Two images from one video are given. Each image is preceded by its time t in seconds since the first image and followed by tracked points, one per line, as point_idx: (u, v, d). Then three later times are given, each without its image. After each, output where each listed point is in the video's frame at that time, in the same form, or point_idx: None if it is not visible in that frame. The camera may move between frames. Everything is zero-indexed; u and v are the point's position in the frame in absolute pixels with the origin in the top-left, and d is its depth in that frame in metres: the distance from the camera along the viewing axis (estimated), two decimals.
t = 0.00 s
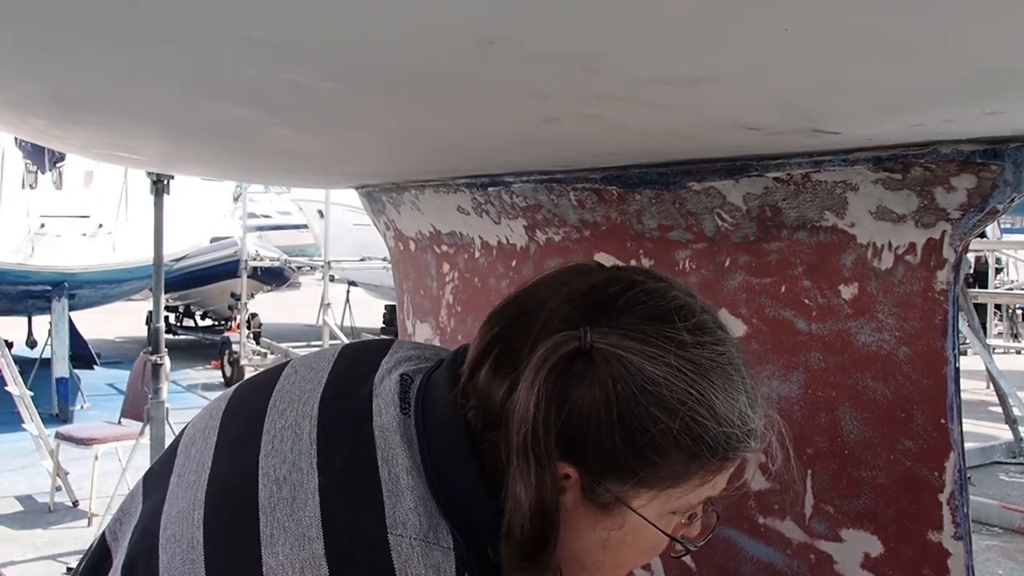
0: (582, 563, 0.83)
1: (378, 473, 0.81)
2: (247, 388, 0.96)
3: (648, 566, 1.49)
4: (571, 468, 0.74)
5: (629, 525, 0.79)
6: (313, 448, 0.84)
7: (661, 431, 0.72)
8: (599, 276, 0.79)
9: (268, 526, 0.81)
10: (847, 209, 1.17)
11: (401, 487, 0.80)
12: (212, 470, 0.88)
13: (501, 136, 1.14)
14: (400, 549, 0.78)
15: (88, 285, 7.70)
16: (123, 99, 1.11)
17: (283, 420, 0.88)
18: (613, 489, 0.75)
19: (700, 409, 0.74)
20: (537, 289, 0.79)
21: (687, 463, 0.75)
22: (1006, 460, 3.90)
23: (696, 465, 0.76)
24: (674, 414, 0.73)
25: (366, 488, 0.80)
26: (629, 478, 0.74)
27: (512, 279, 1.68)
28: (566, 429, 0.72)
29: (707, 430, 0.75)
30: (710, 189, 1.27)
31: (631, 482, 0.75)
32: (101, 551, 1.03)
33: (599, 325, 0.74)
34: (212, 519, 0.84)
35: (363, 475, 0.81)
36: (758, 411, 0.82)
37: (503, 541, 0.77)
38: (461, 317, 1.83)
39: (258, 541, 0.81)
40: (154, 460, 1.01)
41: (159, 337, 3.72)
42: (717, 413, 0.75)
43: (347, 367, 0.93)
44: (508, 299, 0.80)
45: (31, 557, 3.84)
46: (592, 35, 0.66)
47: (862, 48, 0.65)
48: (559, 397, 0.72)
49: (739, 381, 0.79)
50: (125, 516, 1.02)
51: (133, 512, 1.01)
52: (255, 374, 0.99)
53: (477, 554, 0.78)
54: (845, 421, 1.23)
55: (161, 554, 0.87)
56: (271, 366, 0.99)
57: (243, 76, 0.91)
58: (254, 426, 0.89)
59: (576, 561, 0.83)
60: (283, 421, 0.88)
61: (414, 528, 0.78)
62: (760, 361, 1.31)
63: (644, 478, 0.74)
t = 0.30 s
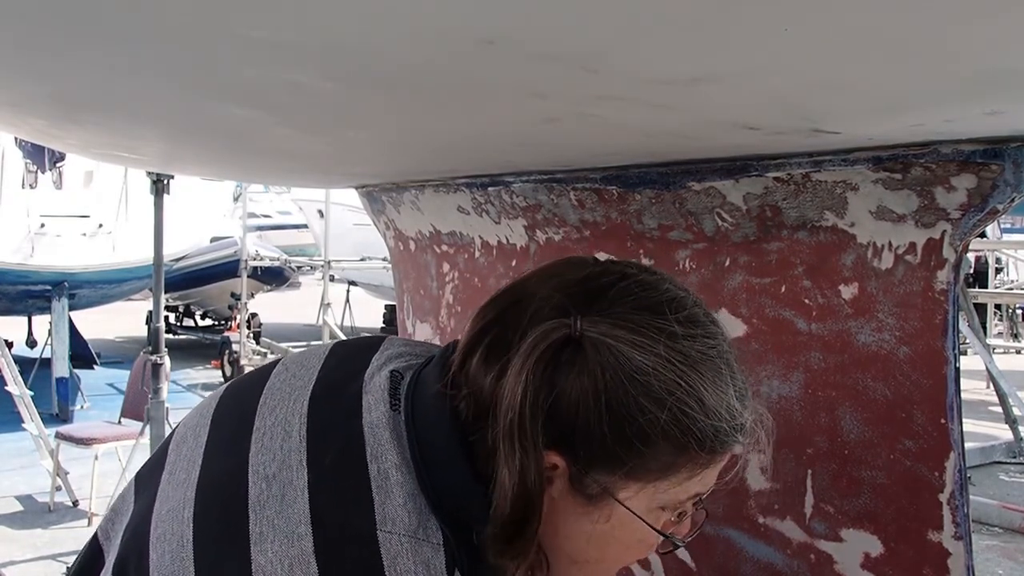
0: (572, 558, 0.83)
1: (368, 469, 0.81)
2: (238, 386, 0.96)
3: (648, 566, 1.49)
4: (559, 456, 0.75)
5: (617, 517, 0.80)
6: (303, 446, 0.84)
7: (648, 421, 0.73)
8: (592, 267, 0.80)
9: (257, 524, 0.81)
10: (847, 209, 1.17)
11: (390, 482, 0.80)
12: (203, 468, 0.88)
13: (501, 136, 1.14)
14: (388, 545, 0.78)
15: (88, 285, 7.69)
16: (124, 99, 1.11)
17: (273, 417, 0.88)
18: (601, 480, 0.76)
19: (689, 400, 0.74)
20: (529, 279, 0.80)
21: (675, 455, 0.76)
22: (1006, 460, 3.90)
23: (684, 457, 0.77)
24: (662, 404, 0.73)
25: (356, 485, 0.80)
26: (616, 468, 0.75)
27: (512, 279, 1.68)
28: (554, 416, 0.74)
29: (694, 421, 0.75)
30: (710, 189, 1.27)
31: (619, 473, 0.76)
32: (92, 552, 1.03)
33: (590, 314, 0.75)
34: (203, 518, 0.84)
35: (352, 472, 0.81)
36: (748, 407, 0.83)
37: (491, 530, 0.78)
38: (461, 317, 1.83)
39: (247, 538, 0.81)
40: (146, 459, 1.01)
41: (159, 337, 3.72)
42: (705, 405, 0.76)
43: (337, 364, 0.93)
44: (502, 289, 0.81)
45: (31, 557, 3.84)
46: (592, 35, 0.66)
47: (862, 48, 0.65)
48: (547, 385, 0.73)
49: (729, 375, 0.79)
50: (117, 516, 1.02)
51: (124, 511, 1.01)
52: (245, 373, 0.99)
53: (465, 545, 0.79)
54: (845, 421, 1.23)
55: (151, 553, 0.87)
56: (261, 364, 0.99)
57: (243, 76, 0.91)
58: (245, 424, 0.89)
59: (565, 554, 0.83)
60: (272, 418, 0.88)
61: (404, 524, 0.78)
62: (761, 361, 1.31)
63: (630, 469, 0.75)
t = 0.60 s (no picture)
0: (529, 507, 0.88)
1: (311, 437, 0.81)
2: (197, 374, 0.97)
3: (648, 565, 1.49)
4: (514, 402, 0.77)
5: (574, 467, 0.84)
6: (248, 420, 0.84)
7: (600, 360, 0.75)
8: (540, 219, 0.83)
9: (198, 496, 0.82)
10: (847, 209, 1.17)
11: (332, 450, 0.80)
12: (156, 450, 0.89)
13: (501, 136, 1.14)
14: (327, 510, 0.78)
15: (88, 285, 7.68)
16: (124, 99, 1.11)
17: (223, 397, 0.89)
18: (556, 426, 0.78)
19: (640, 336, 0.77)
20: (480, 233, 0.84)
21: (629, 396, 0.78)
22: (1006, 460, 3.90)
23: (639, 398, 0.79)
24: (614, 340, 0.75)
25: (296, 454, 0.80)
26: (570, 411, 0.77)
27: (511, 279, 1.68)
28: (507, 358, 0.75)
29: (647, 357, 0.77)
30: (710, 189, 1.27)
31: (573, 418, 0.78)
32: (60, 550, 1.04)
33: (537, 258, 0.78)
34: (153, 497, 0.85)
35: (294, 443, 0.81)
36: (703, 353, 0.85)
37: (444, 480, 0.79)
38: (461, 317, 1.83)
39: (188, 510, 0.82)
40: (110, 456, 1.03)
41: (159, 337, 3.73)
42: (658, 342, 0.78)
43: (295, 343, 0.93)
44: (454, 245, 0.85)
45: (31, 557, 3.84)
46: (593, 35, 0.66)
47: (862, 48, 0.65)
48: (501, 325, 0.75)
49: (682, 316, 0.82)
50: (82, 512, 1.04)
51: (87, 506, 1.02)
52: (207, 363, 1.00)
53: (413, 509, 0.78)
54: (845, 421, 1.23)
55: (106, 534, 0.89)
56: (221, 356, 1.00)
57: (243, 76, 0.91)
58: (195, 411, 0.90)
59: (524, 505, 0.88)
60: (223, 398, 0.89)
61: (344, 490, 0.78)
62: (761, 361, 1.31)
63: (584, 411, 0.77)
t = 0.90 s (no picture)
0: (432, 446, 0.82)
1: (202, 396, 0.77)
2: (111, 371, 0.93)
3: (649, 565, 1.49)
4: (381, 314, 0.74)
5: (459, 383, 0.78)
6: (145, 388, 0.80)
7: (460, 255, 0.71)
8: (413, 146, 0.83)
9: (86, 463, 0.76)
10: (847, 209, 1.19)
11: (222, 407, 0.76)
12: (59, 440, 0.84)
13: (500, 136, 1.14)
14: (208, 465, 0.73)
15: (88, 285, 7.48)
16: (124, 99, 1.11)
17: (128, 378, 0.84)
18: (428, 335, 0.75)
19: (502, 228, 0.73)
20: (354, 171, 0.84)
21: (503, 295, 0.74)
22: (1006, 460, 3.90)
23: (515, 296, 0.74)
24: (473, 234, 0.72)
25: (186, 413, 0.76)
26: (439, 316, 0.73)
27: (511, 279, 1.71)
28: (365, 271, 0.74)
29: (514, 249, 0.73)
30: (711, 188, 1.32)
31: (444, 325, 0.74)
32: None
33: (396, 172, 0.77)
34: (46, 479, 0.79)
35: (185, 404, 0.77)
36: (593, 254, 0.81)
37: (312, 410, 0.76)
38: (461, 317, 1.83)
39: (76, 477, 0.76)
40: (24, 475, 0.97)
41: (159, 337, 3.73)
42: (524, 233, 0.74)
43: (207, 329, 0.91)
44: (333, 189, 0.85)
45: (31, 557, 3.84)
46: (593, 34, 0.66)
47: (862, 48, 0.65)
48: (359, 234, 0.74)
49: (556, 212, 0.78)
50: None
51: None
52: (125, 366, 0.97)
53: (297, 463, 0.76)
54: (845, 421, 1.23)
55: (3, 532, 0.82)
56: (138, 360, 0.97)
57: (243, 76, 0.91)
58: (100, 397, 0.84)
59: (422, 441, 0.82)
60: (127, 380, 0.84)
61: (228, 444, 0.74)
62: (761, 361, 1.31)
63: (455, 314, 0.73)
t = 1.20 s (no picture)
0: (245, 353, 0.85)
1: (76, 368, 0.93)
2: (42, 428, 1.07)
3: (648, 566, 1.49)
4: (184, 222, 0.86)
5: (248, 272, 0.83)
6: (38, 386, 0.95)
7: (222, 148, 0.84)
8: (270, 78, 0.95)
9: None
10: (847, 209, 1.18)
11: (93, 363, 0.93)
12: None
13: (500, 136, 1.15)
14: (69, 406, 0.87)
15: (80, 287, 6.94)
16: (124, 99, 1.11)
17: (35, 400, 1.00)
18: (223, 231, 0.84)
19: (264, 113, 0.83)
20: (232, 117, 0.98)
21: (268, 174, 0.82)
22: (1006, 459, 3.90)
23: (275, 178, 0.82)
24: (239, 126, 0.84)
25: (63, 381, 0.92)
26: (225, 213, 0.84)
27: (511, 279, 1.68)
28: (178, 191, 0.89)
29: (268, 128, 0.82)
30: (710, 189, 1.28)
31: (232, 217, 0.84)
32: None
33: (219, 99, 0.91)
34: None
35: (63, 378, 0.92)
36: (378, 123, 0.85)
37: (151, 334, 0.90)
38: (461, 317, 1.83)
39: None
40: None
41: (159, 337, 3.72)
42: (280, 113, 0.83)
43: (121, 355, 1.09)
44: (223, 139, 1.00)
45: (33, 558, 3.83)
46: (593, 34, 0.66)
47: (862, 49, 0.65)
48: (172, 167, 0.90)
49: (339, 94, 0.84)
50: None
51: None
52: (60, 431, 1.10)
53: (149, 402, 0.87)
54: (846, 421, 1.23)
55: None
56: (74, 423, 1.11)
57: (242, 75, 0.92)
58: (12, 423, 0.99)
59: (240, 348, 0.86)
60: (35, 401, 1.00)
61: (89, 389, 0.89)
62: (761, 361, 1.30)
63: (227, 205, 0.83)
